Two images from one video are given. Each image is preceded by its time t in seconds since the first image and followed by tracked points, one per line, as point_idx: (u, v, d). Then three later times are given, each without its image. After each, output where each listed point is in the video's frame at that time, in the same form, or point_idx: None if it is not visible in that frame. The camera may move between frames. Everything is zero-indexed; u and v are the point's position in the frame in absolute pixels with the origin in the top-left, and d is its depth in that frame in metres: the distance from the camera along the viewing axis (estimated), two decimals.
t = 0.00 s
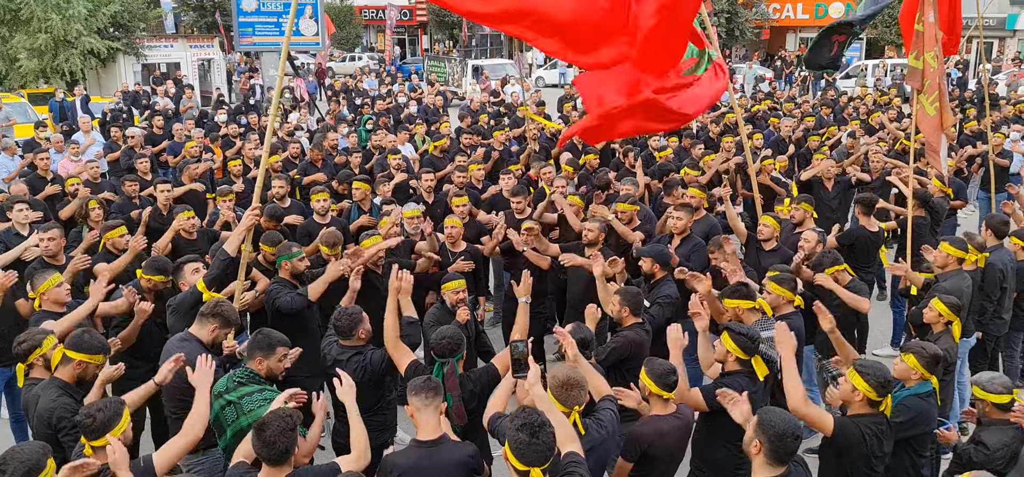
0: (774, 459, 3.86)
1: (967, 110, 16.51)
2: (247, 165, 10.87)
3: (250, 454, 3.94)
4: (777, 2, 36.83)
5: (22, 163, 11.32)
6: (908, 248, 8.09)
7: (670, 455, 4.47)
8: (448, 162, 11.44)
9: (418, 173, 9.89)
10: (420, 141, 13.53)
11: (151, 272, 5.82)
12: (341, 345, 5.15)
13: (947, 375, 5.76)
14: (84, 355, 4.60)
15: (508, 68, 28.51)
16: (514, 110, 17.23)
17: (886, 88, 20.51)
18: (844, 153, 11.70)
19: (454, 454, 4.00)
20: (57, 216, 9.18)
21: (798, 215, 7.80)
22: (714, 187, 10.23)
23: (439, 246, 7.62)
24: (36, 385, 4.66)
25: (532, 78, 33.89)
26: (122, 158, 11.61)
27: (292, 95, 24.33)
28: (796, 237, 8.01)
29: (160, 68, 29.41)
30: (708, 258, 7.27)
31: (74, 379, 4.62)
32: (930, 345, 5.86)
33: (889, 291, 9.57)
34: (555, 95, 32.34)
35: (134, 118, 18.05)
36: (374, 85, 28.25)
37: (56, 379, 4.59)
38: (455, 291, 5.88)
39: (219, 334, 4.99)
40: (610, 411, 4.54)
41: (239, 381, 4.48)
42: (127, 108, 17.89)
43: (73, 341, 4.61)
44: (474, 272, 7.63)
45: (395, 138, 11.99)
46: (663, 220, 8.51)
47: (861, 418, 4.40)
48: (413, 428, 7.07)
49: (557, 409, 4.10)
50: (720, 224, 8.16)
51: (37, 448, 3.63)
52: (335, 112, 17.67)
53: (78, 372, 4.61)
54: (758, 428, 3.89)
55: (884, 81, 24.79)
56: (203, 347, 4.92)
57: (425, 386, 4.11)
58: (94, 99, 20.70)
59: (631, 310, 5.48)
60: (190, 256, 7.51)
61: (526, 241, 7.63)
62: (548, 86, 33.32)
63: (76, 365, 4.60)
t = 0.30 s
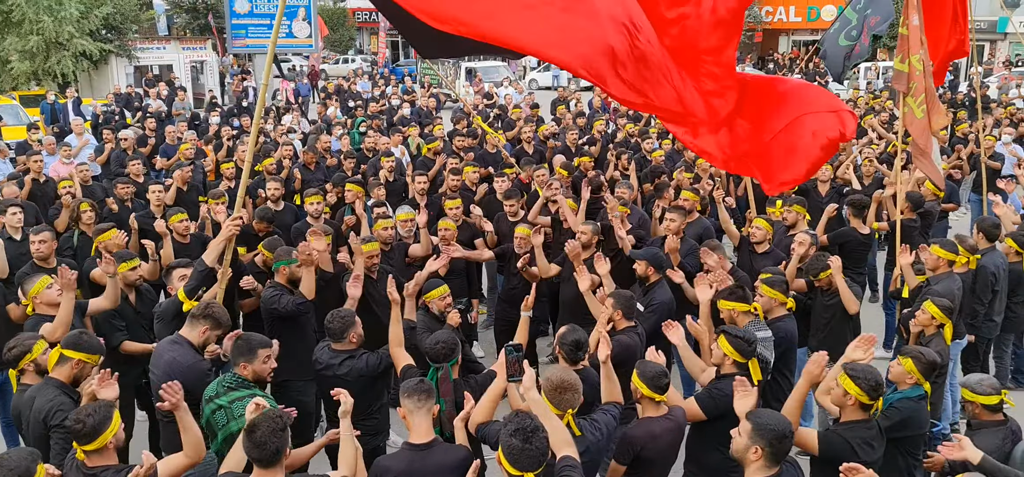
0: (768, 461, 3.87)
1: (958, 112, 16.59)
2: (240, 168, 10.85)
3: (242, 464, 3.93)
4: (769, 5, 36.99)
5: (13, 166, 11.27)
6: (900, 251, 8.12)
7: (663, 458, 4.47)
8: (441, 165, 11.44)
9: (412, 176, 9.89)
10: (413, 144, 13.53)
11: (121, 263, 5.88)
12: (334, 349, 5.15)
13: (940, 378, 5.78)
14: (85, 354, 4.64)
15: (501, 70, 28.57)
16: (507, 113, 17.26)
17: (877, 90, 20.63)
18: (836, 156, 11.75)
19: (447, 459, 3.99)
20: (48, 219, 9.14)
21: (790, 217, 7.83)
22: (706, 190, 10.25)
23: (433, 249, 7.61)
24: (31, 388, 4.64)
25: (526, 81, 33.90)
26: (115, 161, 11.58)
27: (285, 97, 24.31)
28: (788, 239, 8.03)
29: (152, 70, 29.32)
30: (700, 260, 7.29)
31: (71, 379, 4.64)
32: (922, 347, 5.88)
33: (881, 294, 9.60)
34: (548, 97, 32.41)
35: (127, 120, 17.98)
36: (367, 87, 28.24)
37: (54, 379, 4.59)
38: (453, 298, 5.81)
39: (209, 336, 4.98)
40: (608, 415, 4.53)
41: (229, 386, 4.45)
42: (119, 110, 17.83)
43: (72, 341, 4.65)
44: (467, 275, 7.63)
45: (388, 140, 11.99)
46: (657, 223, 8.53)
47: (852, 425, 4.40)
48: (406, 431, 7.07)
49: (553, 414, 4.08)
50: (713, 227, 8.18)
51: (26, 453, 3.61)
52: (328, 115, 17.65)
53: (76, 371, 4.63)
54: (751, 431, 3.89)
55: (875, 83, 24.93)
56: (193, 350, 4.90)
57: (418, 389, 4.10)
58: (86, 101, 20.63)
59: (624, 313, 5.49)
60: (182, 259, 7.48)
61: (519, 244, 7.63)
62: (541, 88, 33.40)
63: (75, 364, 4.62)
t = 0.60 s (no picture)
0: (759, 461, 3.87)
1: (946, 113, 16.67)
2: (230, 172, 10.81)
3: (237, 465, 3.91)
4: (759, 7, 37.12)
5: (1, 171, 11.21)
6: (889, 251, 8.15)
7: (654, 460, 4.47)
8: (432, 167, 11.43)
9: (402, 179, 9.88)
10: (404, 147, 13.52)
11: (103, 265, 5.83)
12: (324, 353, 5.13)
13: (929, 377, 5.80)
14: (76, 355, 4.63)
15: (491, 73, 28.60)
16: (498, 115, 17.28)
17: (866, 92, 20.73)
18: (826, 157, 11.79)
19: (438, 462, 3.98)
20: (37, 225, 9.09)
21: (780, 218, 7.85)
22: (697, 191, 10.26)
23: (424, 252, 7.60)
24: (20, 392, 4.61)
25: (517, 83, 33.93)
26: (104, 165, 11.53)
27: (276, 101, 24.26)
28: (779, 240, 8.05)
29: (142, 74, 29.20)
30: (691, 262, 7.30)
31: (62, 381, 4.61)
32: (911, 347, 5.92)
33: (871, 294, 9.64)
34: (539, 100, 32.46)
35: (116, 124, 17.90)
36: (358, 90, 28.21)
37: (43, 382, 4.56)
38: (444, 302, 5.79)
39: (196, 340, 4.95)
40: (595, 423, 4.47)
41: (217, 390, 4.44)
42: (108, 113, 17.76)
43: (62, 343, 4.63)
44: (458, 277, 7.63)
45: (379, 143, 11.97)
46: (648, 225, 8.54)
47: (840, 425, 4.42)
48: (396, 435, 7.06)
49: (544, 416, 4.08)
50: (703, 228, 8.20)
51: (12, 461, 3.59)
52: (319, 119, 17.63)
53: (66, 374, 4.60)
54: (742, 432, 3.90)
55: (864, 85, 25.06)
56: (181, 355, 4.89)
57: (410, 391, 4.10)
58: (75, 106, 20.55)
59: (615, 316, 5.49)
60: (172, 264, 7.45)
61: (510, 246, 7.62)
62: (531, 91, 33.44)
63: (65, 366, 4.60)
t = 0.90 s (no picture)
0: (752, 464, 3.89)
1: (934, 116, 16.77)
2: (219, 175, 10.77)
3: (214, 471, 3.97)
4: (749, 11, 37.36)
5: None
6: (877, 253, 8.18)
7: (645, 464, 4.45)
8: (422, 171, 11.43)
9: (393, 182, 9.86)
10: (394, 150, 13.49)
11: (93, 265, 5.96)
12: (317, 357, 5.11)
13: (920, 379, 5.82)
14: (64, 359, 4.60)
15: (482, 76, 28.63)
16: (489, 118, 17.29)
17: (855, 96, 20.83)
18: (815, 160, 11.84)
19: (430, 468, 3.97)
20: (24, 228, 9.02)
21: (771, 221, 7.86)
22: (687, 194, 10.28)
23: (414, 255, 7.58)
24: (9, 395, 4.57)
25: (508, 86, 34.00)
26: (92, 168, 11.47)
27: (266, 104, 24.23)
28: (769, 243, 8.07)
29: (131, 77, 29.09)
30: (681, 265, 7.31)
31: (50, 384, 4.57)
32: (901, 349, 5.93)
33: (860, 296, 9.68)
34: (530, 103, 32.51)
35: (105, 127, 17.80)
36: (348, 94, 28.21)
37: (32, 384, 4.53)
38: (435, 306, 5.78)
39: (185, 344, 4.92)
40: (587, 421, 4.54)
41: (205, 396, 4.42)
42: (97, 117, 17.71)
43: (49, 347, 4.60)
44: (449, 281, 7.60)
45: (369, 146, 11.96)
46: (638, 228, 8.55)
47: (830, 425, 4.44)
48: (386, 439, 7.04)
49: (537, 421, 4.08)
50: (694, 231, 8.21)
51: None
52: (309, 122, 17.59)
53: (54, 377, 4.57)
54: (733, 435, 3.89)
55: (853, 89, 25.20)
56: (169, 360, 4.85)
57: (401, 399, 4.11)
58: (64, 109, 20.44)
59: (605, 319, 5.49)
60: (160, 267, 7.40)
61: (500, 249, 7.59)
62: (522, 94, 33.50)
63: (54, 368, 4.56)
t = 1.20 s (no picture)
0: (742, 467, 3.88)
1: (922, 118, 16.85)
2: (208, 179, 10.72)
3: None
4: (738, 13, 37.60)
5: None
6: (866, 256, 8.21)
7: (635, 468, 4.44)
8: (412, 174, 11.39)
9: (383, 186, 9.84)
10: (384, 153, 13.47)
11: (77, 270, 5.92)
12: (304, 362, 5.09)
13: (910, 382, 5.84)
14: (54, 362, 4.57)
15: (472, 79, 28.63)
16: (479, 121, 17.29)
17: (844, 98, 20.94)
18: (804, 163, 11.88)
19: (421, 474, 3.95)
20: (11, 233, 8.95)
21: (760, 224, 7.87)
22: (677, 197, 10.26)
23: (404, 259, 7.56)
24: None
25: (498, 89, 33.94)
26: (80, 172, 11.40)
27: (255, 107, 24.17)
28: (758, 247, 8.08)
29: (119, 80, 28.95)
30: (672, 268, 7.31)
31: (40, 390, 4.54)
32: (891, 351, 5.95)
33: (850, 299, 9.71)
34: (520, 106, 32.53)
35: (93, 131, 17.69)
36: (338, 97, 28.11)
37: (20, 389, 4.50)
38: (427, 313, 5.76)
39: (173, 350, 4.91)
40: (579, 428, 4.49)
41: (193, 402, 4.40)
42: (84, 120, 17.56)
43: (39, 352, 4.57)
44: (439, 285, 7.58)
45: (359, 150, 11.93)
46: (628, 231, 8.55)
47: (824, 430, 4.45)
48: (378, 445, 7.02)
49: (529, 427, 4.07)
50: (684, 235, 8.21)
51: None
52: (298, 125, 17.54)
53: (43, 382, 4.54)
54: (722, 438, 3.90)
55: (841, 92, 25.33)
56: (156, 366, 4.83)
57: (390, 404, 4.08)
58: (51, 113, 20.31)
59: (597, 323, 5.50)
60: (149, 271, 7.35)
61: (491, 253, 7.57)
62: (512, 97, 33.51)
63: (44, 373, 4.54)
